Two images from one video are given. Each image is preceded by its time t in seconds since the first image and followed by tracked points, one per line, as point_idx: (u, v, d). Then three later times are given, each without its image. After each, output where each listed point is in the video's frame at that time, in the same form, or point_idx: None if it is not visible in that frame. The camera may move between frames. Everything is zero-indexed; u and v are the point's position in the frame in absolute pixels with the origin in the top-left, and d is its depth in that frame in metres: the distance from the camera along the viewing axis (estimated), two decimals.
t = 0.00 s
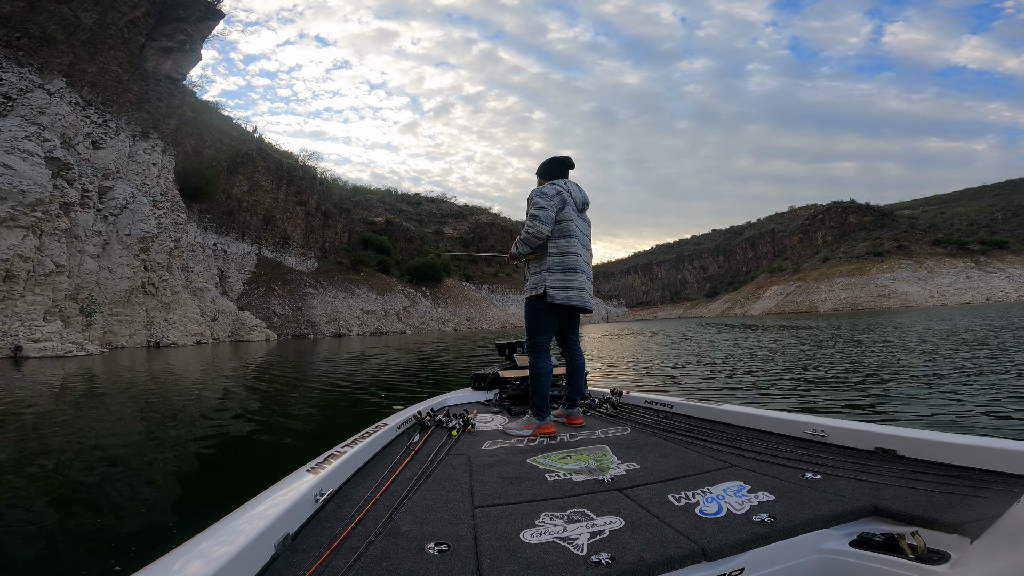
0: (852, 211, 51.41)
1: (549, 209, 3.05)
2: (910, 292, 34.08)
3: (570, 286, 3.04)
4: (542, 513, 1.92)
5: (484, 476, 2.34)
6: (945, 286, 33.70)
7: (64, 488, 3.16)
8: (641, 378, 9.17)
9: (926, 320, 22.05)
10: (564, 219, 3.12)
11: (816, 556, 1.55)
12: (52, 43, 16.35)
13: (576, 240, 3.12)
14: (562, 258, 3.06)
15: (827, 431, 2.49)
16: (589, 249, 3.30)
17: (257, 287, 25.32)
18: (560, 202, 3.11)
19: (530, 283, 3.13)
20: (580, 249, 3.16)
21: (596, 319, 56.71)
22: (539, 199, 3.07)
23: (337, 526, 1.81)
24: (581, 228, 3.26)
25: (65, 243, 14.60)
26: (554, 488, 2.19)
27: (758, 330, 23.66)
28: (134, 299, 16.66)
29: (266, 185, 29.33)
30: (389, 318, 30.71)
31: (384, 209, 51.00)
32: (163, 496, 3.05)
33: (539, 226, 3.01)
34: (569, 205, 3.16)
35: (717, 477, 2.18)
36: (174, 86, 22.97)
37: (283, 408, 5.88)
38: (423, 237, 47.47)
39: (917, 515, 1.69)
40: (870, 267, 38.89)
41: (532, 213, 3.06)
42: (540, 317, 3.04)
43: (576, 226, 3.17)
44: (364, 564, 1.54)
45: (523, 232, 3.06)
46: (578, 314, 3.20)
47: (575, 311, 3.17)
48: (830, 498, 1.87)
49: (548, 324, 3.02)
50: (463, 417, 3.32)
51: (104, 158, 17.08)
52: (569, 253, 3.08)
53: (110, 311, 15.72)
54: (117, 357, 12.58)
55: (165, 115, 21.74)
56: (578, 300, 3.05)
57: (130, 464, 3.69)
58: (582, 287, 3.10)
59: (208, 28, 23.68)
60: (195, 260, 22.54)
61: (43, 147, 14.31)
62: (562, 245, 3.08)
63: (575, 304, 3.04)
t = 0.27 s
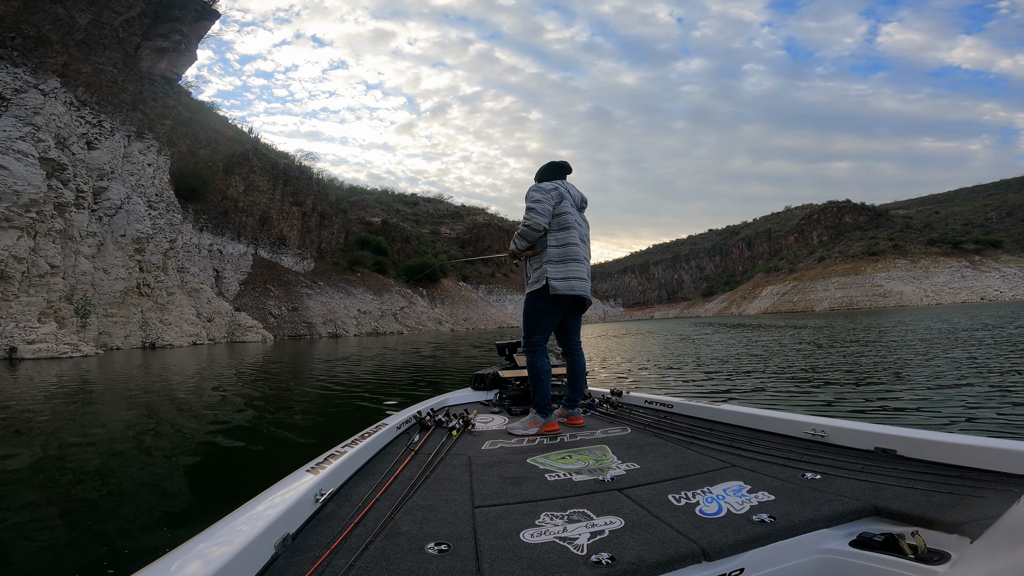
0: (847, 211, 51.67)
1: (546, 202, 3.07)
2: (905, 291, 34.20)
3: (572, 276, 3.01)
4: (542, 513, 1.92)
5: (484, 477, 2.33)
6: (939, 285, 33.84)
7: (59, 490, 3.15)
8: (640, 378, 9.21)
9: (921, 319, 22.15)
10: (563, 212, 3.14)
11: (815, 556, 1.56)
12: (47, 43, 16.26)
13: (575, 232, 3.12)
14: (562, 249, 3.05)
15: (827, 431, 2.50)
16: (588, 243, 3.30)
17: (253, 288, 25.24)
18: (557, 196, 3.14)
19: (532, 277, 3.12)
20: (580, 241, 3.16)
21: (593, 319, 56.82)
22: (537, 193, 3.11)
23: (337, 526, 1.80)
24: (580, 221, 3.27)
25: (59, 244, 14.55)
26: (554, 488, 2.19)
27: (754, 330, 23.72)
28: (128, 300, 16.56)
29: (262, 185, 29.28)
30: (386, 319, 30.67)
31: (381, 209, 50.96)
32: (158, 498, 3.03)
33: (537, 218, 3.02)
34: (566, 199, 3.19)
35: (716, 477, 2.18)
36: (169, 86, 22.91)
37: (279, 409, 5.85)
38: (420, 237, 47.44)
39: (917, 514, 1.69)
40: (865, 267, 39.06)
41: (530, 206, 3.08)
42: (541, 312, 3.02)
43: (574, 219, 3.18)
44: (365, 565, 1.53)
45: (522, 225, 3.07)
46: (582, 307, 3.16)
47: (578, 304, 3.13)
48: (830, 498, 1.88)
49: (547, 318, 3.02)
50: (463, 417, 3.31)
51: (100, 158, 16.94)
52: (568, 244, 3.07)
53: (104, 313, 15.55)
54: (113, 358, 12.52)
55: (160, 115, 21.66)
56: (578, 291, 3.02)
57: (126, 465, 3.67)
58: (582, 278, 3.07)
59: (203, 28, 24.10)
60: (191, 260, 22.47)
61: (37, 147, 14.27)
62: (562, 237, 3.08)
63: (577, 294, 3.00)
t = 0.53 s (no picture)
0: (842, 211, 51.69)
1: (536, 201, 3.08)
2: (900, 291, 34.25)
3: (564, 274, 3.00)
4: (542, 513, 1.91)
5: (484, 477, 2.33)
6: (934, 285, 33.89)
7: (57, 492, 3.15)
8: (637, 378, 9.23)
9: (915, 317, 22.22)
10: (553, 210, 3.13)
11: (816, 556, 1.55)
12: (41, 43, 16.25)
13: (566, 230, 3.12)
14: (554, 248, 3.05)
15: (827, 431, 2.50)
16: (581, 241, 3.30)
17: (249, 289, 25.25)
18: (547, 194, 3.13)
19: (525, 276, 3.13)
20: (572, 240, 3.15)
21: (589, 320, 56.86)
22: (526, 192, 3.11)
23: (336, 526, 1.81)
24: (572, 220, 3.27)
25: (53, 245, 14.58)
26: (553, 487, 2.19)
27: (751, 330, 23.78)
28: (123, 301, 16.60)
29: (258, 185, 29.31)
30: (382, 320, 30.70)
31: (377, 210, 51.01)
32: (156, 500, 3.03)
33: (527, 218, 3.02)
34: (557, 197, 3.20)
35: (716, 477, 2.18)
36: (164, 86, 22.94)
37: (276, 411, 5.85)
38: (416, 238, 47.49)
39: (918, 515, 1.69)
40: (860, 267, 39.07)
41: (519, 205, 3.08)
42: (536, 311, 3.03)
43: (565, 217, 3.18)
44: (364, 564, 1.54)
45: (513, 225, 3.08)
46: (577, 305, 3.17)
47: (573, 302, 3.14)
48: (830, 498, 1.87)
49: (542, 317, 3.02)
50: (463, 417, 3.31)
51: (94, 158, 16.98)
52: (560, 242, 3.06)
53: (98, 314, 15.61)
54: (107, 360, 12.53)
55: (155, 115, 21.68)
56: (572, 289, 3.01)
57: (124, 467, 3.67)
58: (576, 275, 3.06)
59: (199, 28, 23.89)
60: (186, 261, 22.49)
61: (31, 148, 14.28)
62: (553, 235, 3.08)
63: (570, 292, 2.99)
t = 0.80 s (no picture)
0: (837, 214, 51.92)
1: (512, 205, 3.05)
2: (894, 292, 34.40)
3: (541, 281, 3.01)
4: (542, 513, 1.91)
5: (484, 477, 2.33)
6: (927, 287, 34.08)
7: (48, 491, 3.13)
8: (634, 379, 9.27)
9: (909, 319, 22.37)
10: (530, 214, 3.10)
11: (816, 556, 1.56)
12: (37, 41, 16.16)
13: (543, 235, 3.10)
14: (530, 254, 3.05)
15: (827, 431, 2.50)
16: (562, 243, 3.27)
17: (244, 289, 25.15)
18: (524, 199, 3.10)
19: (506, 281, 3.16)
20: (550, 244, 3.13)
21: (586, 321, 56.92)
22: (502, 196, 3.08)
23: (337, 526, 1.80)
24: (552, 222, 3.23)
25: (46, 244, 14.47)
26: (554, 488, 2.19)
27: (746, 330, 23.88)
28: (117, 300, 16.55)
29: (254, 185, 29.23)
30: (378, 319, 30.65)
31: (374, 209, 50.95)
32: (149, 500, 3.01)
33: (502, 224, 3.01)
34: (534, 200, 3.16)
35: (716, 477, 2.18)
36: (160, 85, 22.93)
37: (272, 411, 5.84)
38: (413, 238, 47.41)
39: (917, 514, 1.69)
40: (855, 269, 39.22)
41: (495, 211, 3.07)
42: (516, 317, 3.07)
43: (543, 221, 3.15)
44: (365, 564, 1.53)
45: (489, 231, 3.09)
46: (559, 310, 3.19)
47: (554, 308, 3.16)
48: (830, 498, 1.88)
49: (522, 324, 3.07)
50: (463, 417, 3.31)
51: (88, 157, 16.81)
52: (536, 248, 3.06)
53: (92, 313, 15.56)
54: (100, 360, 12.45)
55: (150, 114, 21.57)
56: (548, 297, 3.01)
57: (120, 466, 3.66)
58: (553, 281, 3.05)
59: (196, 27, 23.85)
60: (181, 260, 22.38)
61: (25, 146, 14.15)
62: (529, 241, 3.07)
63: (547, 300, 3.01)
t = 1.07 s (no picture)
0: (833, 217, 52.07)
1: (490, 212, 3.05)
2: (889, 297, 34.52)
3: (516, 288, 3.02)
4: (542, 513, 1.91)
5: (484, 477, 2.33)
6: (922, 292, 34.23)
7: (43, 488, 3.12)
8: (629, 380, 9.32)
9: (903, 325, 22.52)
10: (510, 218, 3.08)
11: (816, 556, 1.56)
12: (38, 37, 16.19)
13: (521, 240, 3.07)
14: (508, 260, 3.06)
15: (827, 431, 2.51)
16: (549, 244, 3.20)
17: (240, 286, 25.11)
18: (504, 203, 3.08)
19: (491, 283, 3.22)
20: (530, 249, 3.09)
21: (582, 321, 56.95)
22: (483, 201, 3.09)
23: (337, 526, 1.80)
24: (537, 224, 3.16)
25: (42, 239, 14.42)
26: (554, 488, 2.19)
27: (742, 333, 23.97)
28: (112, 296, 16.50)
29: (251, 182, 29.20)
30: (375, 318, 30.65)
31: (371, 208, 50.93)
32: (143, 499, 2.98)
33: (481, 231, 3.05)
34: (515, 203, 3.12)
35: (717, 477, 2.18)
36: (160, 81, 22.67)
37: (269, 409, 5.83)
38: (411, 237, 47.39)
39: (917, 514, 1.69)
40: (850, 273, 39.35)
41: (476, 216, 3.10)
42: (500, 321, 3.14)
43: (523, 225, 3.10)
44: (364, 564, 1.53)
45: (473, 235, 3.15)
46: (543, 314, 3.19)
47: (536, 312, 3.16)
48: (830, 498, 1.88)
49: (506, 327, 3.12)
50: (463, 417, 3.31)
51: (86, 153, 16.83)
52: (513, 255, 3.05)
53: (86, 309, 15.55)
54: (94, 356, 12.41)
55: (149, 111, 21.47)
56: (525, 303, 3.02)
57: (116, 464, 3.64)
58: (532, 287, 3.05)
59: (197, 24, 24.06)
60: (177, 258, 22.32)
61: (23, 142, 14.13)
62: (509, 246, 3.08)
63: (521, 307, 3.01)
